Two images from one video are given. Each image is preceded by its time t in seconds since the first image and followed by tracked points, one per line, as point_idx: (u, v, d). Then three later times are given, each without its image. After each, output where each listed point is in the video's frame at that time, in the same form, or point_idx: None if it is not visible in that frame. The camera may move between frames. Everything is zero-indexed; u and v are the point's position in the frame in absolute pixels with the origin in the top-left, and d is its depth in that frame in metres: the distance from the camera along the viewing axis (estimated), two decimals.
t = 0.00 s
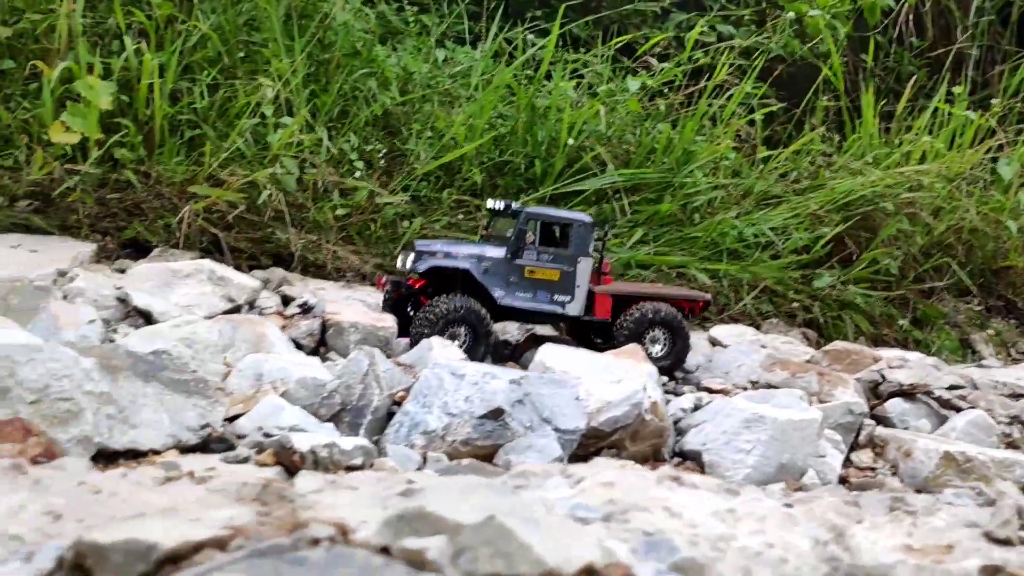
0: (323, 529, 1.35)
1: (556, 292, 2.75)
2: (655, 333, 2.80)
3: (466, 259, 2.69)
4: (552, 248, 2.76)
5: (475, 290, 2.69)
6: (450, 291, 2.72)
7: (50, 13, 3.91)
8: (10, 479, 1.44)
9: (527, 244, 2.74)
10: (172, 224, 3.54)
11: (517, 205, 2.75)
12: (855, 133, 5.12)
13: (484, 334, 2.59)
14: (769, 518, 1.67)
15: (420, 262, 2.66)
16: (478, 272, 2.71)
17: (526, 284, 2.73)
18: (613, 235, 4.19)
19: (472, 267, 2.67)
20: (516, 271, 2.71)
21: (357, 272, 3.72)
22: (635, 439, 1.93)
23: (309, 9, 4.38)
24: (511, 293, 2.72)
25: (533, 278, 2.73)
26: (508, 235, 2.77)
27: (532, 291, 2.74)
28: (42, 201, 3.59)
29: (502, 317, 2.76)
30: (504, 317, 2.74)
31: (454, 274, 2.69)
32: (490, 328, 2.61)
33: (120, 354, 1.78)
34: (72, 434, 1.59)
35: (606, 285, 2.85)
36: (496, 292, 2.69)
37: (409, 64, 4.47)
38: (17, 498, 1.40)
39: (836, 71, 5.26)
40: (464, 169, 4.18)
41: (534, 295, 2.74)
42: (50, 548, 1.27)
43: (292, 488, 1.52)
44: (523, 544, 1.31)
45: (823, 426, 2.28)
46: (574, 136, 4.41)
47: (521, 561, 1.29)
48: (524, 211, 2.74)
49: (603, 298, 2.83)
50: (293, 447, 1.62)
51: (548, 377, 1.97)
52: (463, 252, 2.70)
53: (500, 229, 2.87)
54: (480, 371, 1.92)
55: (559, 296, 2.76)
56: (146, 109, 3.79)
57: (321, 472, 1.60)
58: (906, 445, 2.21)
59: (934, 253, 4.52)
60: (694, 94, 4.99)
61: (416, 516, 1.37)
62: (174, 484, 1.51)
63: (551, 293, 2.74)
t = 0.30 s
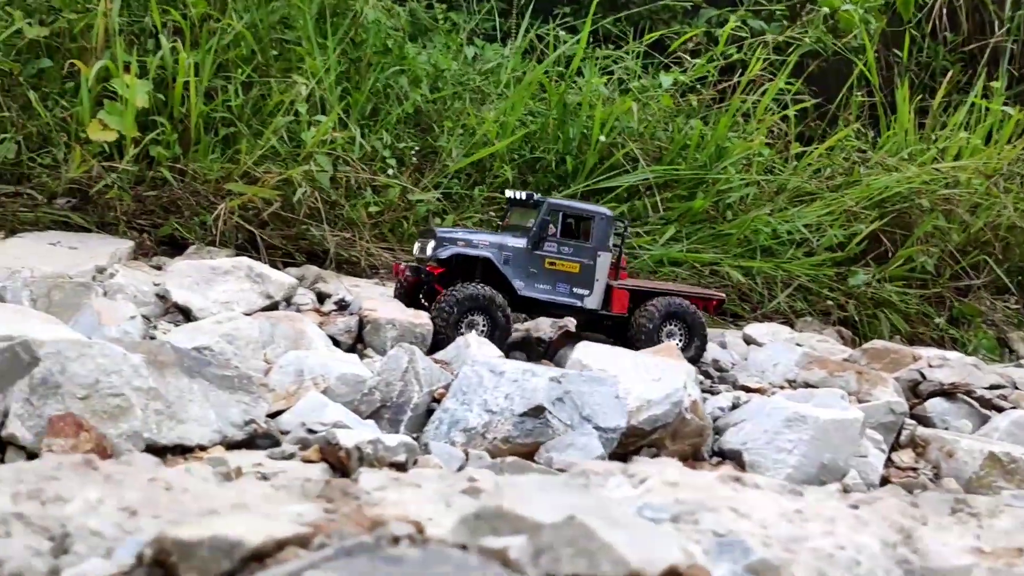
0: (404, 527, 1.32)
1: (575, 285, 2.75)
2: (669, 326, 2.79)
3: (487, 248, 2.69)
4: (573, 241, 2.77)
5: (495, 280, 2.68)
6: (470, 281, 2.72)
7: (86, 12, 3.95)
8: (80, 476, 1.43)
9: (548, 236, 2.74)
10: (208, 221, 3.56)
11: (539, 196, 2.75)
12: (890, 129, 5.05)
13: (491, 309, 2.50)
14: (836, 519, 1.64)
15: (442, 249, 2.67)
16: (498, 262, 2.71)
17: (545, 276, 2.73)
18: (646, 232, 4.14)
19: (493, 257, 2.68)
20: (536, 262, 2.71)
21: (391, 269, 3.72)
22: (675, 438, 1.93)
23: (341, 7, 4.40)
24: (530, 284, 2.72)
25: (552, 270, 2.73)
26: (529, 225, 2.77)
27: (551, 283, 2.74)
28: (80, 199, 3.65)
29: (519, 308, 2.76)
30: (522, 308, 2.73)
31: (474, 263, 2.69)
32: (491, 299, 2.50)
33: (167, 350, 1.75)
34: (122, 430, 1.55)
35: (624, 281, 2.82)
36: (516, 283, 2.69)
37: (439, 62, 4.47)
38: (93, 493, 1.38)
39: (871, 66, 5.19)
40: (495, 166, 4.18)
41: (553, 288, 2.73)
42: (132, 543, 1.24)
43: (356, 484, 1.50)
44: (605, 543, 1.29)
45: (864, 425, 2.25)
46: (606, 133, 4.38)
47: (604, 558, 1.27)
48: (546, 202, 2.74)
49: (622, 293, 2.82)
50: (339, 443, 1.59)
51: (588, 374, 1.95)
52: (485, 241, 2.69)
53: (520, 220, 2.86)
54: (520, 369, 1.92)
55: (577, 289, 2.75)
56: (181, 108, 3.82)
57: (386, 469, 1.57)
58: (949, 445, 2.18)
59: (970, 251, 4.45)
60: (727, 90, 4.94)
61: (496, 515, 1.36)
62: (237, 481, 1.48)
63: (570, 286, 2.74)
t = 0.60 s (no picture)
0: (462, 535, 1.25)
1: (577, 268, 2.75)
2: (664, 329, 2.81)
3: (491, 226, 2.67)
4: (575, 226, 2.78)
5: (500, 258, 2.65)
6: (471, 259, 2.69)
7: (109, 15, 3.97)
8: (128, 481, 1.38)
9: (550, 219, 2.75)
10: (230, 222, 3.57)
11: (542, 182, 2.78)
12: (912, 129, 5.00)
13: (476, 273, 2.54)
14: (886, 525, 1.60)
15: (446, 222, 2.64)
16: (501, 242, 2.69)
17: (549, 257, 2.72)
18: (667, 233, 4.11)
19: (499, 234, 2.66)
20: (540, 243, 2.70)
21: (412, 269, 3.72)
22: (702, 441, 1.92)
23: (360, 8, 4.40)
24: (534, 265, 2.70)
25: (555, 252, 2.73)
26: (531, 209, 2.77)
27: (554, 265, 2.72)
28: (103, 200, 3.67)
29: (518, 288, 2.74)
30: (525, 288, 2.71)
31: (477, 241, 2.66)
32: (467, 267, 2.53)
33: (198, 352, 1.76)
34: (154, 433, 1.54)
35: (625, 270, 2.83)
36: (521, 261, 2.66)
37: (458, 63, 4.47)
38: (142, 499, 1.32)
39: (893, 65, 5.15)
40: (515, 167, 4.17)
41: (556, 269, 2.72)
42: (185, 548, 1.17)
43: (401, 491, 1.47)
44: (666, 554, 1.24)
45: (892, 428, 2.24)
46: (627, 133, 4.36)
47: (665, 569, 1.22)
48: (549, 186, 2.76)
49: (624, 283, 2.82)
50: (370, 446, 1.57)
51: (615, 377, 1.94)
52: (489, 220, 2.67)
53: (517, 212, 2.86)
54: (547, 371, 1.92)
55: (580, 272, 2.75)
56: (204, 109, 3.83)
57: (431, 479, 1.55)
58: (979, 449, 2.16)
59: (994, 252, 4.40)
60: (748, 90, 4.91)
61: (552, 525, 1.34)
62: (279, 488, 1.46)
63: (573, 269, 2.74)
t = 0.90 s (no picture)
0: (496, 535, 1.24)
1: (563, 255, 2.72)
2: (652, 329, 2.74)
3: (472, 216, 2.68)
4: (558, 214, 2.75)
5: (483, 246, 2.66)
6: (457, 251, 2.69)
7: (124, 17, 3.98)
8: (157, 481, 1.38)
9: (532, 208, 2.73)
10: (244, 223, 3.59)
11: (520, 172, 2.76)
12: (926, 128, 4.96)
13: (439, 266, 2.54)
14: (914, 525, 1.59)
15: (427, 216, 2.68)
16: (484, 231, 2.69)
17: (533, 245, 2.70)
18: (680, 234, 4.09)
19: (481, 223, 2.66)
20: (523, 231, 2.69)
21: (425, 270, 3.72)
22: (719, 442, 1.92)
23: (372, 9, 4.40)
24: (519, 254, 2.68)
25: (539, 239, 2.71)
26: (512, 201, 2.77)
27: (539, 252, 2.70)
28: (118, 202, 3.69)
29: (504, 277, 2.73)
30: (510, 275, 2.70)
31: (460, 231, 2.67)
32: (428, 269, 2.54)
33: (217, 353, 1.76)
34: (175, 432, 1.55)
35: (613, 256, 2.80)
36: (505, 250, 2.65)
37: (470, 64, 4.46)
38: (173, 499, 1.31)
39: (908, 63, 5.11)
40: (527, 168, 4.16)
41: (542, 257, 2.70)
42: (218, 550, 1.17)
43: (428, 491, 1.46)
44: (704, 558, 1.21)
45: (909, 430, 2.22)
46: (640, 133, 4.34)
47: (704, 572, 1.19)
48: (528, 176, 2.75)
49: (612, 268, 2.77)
50: (388, 446, 1.57)
51: (633, 378, 1.93)
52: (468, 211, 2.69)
53: (498, 208, 2.84)
54: (564, 372, 1.92)
55: (566, 258, 2.72)
56: (218, 111, 3.84)
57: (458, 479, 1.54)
58: (998, 450, 2.14)
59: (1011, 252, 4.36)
60: (761, 90, 4.88)
61: (587, 526, 1.28)
62: (306, 488, 1.46)
63: (559, 255, 2.71)
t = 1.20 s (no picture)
0: (535, 541, 1.25)
1: (543, 249, 2.73)
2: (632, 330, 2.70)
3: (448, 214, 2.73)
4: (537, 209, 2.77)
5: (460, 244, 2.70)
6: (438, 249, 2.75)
7: (135, 20, 4.00)
8: (196, 488, 1.38)
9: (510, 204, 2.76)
10: (257, 226, 3.60)
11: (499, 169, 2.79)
12: (937, 130, 4.94)
13: (411, 281, 2.61)
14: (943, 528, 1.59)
15: (402, 216, 2.74)
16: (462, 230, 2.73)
17: (512, 241, 2.73)
18: (691, 236, 4.09)
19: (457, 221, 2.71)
20: (500, 228, 2.72)
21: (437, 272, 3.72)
22: (735, 446, 1.92)
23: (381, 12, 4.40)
24: (497, 250, 2.72)
25: (517, 235, 2.73)
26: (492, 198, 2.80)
27: (517, 248, 2.73)
28: (130, 205, 3.70)
29: (482, 274, 2.76)
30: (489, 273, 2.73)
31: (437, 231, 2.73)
32: (406, 293, 2.61)
33: (235, 356, 1.76)
34: (195, 436, 1.55)
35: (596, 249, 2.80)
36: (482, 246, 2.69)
37: (478, 66, 4.46)
38: (211, 506, 1.32)
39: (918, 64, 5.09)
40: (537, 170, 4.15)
41: (521, 253, 2.73)
42: (260, 557, 1.18)
43: (456, 495, 1.47)
44: (739, 563, 1.22)
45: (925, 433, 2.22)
46: (650, 135, 4.33)
47: None
48: (506, 172, 2.77)
49: (593, 261, 2.78)
50: (407, 450, 1.58)
51: (649, 381, 1.93)
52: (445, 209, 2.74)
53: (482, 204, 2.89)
54: (580, 375, 1.91)
55: (546, 253, 2.73)
56: (229, 114, 3.85)
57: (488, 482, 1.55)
58: (1014, 454, 2.14)
59: None
60: (771, 92, 4.87)
61: (629, 533, 1.27)
62: (338, 493, 1.46)
63: (538, 250, 2.73)
